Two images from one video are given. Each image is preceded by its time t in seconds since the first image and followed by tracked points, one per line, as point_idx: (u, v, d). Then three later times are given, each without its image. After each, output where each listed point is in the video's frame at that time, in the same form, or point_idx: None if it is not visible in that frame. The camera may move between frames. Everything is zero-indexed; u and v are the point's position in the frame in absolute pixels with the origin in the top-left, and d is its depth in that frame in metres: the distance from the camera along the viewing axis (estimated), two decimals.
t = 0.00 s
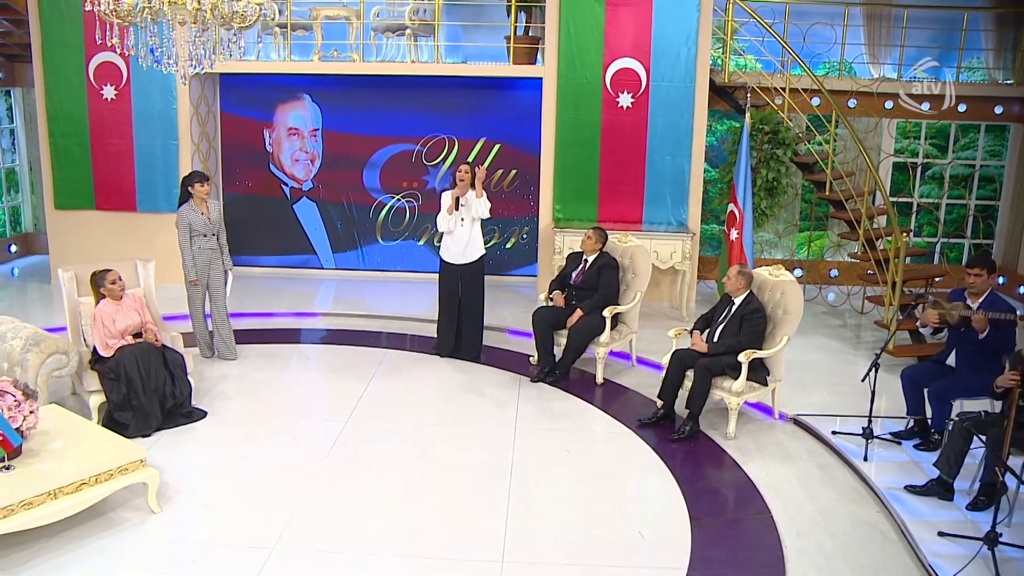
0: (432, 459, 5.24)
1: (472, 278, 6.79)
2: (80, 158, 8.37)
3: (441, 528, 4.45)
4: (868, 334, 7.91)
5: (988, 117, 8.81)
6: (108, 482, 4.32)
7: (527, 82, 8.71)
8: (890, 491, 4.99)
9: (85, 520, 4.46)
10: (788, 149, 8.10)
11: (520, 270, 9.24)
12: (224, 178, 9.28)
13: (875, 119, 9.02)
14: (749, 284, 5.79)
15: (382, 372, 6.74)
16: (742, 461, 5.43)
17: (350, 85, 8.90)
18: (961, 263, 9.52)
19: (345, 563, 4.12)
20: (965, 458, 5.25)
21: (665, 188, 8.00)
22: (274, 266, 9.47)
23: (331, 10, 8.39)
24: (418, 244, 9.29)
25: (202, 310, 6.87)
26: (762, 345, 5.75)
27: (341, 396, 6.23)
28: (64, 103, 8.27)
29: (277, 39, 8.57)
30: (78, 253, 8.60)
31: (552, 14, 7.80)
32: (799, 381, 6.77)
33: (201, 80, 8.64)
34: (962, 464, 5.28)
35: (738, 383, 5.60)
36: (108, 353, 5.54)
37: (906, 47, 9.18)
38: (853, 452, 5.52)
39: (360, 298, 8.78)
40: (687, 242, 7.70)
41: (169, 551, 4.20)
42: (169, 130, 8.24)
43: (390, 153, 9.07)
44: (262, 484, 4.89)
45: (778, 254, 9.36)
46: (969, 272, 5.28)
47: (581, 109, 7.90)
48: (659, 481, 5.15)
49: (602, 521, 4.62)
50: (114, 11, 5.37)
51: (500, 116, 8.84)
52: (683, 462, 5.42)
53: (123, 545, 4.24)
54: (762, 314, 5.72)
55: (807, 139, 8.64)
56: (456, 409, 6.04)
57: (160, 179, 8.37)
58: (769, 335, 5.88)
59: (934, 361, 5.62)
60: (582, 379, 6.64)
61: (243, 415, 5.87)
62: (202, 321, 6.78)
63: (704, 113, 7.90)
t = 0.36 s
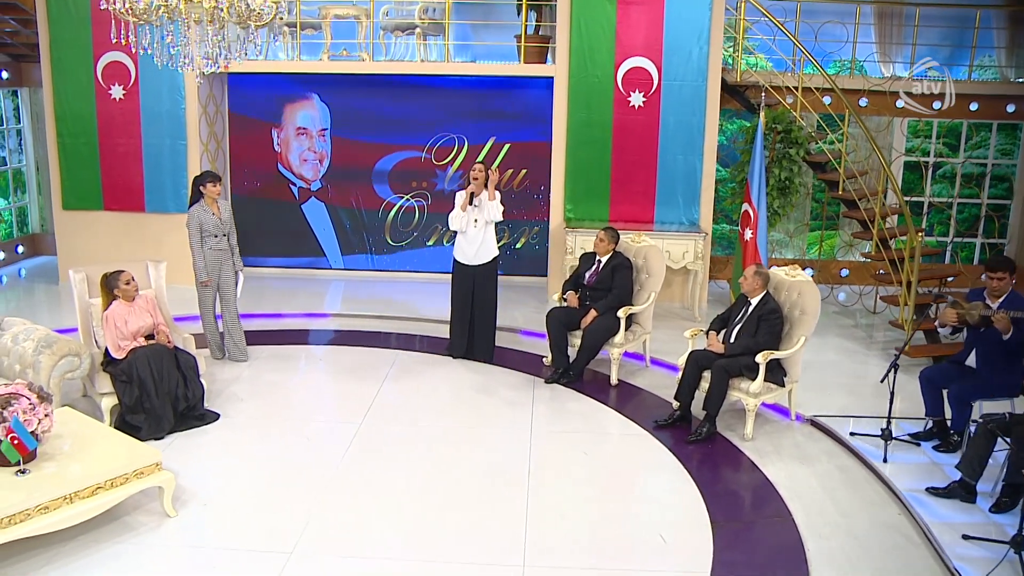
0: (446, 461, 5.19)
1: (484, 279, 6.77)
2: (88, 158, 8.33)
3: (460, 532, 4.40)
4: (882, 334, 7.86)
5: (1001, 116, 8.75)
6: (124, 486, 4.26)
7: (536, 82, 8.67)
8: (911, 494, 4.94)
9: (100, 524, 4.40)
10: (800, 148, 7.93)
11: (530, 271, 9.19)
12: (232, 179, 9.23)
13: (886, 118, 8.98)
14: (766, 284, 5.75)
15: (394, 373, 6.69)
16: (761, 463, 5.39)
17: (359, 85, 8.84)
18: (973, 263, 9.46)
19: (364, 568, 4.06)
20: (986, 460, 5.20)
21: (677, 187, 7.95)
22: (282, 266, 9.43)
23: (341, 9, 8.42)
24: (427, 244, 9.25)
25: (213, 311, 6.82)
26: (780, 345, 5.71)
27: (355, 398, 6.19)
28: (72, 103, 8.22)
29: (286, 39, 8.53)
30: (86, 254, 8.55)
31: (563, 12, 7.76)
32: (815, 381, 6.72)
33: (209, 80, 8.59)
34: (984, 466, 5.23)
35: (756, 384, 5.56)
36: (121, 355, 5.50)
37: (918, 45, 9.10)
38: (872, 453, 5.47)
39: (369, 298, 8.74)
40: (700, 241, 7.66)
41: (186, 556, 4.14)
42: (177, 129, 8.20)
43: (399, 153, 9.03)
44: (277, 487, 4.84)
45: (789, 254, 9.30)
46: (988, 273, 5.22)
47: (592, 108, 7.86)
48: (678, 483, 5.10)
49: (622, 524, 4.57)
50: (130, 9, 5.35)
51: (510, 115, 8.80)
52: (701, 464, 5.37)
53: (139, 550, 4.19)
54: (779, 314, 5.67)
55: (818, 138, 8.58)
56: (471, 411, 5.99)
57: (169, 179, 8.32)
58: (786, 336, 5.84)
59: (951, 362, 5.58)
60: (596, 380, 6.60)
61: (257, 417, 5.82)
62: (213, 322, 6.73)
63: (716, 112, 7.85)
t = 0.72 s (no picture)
0: (463, 465, 5.16)
1: (499, 280, 6.85)
2: (97, 159, 8.29)
3: (479, 538, 4.35)
4: (895, 335, 7.82)
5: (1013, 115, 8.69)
6: (141, 492, 4.21)
7: (546, 81, 8.61)
8: (933, 498, 4.90)
9: (116, 530, 4.35)
10: (813, 149, 7.81)
11: (540, 272, 9.16)
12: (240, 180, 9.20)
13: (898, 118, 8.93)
14: (782, 286, 5.72)
15: (407, 376, 6.65)
16: (780, 466, 5.34)
17: (367, 85, 8.79)
18: (984, 263, 9.40)
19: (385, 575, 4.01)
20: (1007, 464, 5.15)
21: (689, 188, 7.91)
22: (291, 267, 9.39)
23: (350, 9, 8.37)
24: (437, 245, 9.22)
25: (224, 313, 6.78)
26: (797, 347, 5.68)
27: (369, 401, 6.15)
28: (80, 104, 8.18)
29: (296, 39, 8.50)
30: (94, 255, 8.51)
31: (574, 11, 7.74)
32: (830, 383, 6.68)
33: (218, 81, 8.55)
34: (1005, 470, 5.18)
35: (773, 386, 5.53)
36: (133, 358, 5.44)
37: (930, 45, 9.04)
38: (891, 456, 5.42)
39: (379, 300, 8.70)
40: (712, 242, 7.64)
41: (204, 562, 4.09)
42: (186, 130, 8.16)
43: (408, 154, 8.99)
44: (294, 492, 4.80)
45: (800, 255, 9.25)
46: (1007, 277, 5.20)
47: (604, 108, 7.83)
48: (698, 488, 5.05)
49: (642, 528, 4.54)
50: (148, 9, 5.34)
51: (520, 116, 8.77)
52: (718, 467, 5.34)
53: (157, 556, 4.14)
54: (796, 316, 5.64)
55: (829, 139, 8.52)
56: (486, 415, 5.95)
57: (177, 180, 8.28)
58: (803, 338, 5.80)
59: (971, 364, 5.53)
60: (610, 382, 6.57)
61: (270, 420, 5.77)
62: (224, 324, 6.69)
63: (728, 112, 7.81)
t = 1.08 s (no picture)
0: (479, 470, 5.12)
1: (509, 282, 6.88)
2: (103, 162, 8.25)
3: (498, 545, 4.31)
4: (906, 337, 7.81)
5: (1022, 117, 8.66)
6: (156, 498, 4.17)
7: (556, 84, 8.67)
8: (952, 502, 4.86)
9: (131, 537, 4.31)
10: (824, 150, 7.81)
11: (548, 275, 9.15)
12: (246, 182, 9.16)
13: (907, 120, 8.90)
14: (797, 289, 5.69)
15: (419, 380, 6.62)
16: (797, 471, 5.31)
17: (376, 87, 8.79)
18: (993, 265, 9.37)
19: None
20: None
21: (698, 190, 7.89)
22: (298, 270, 9.35)
23: (358, 11, 8.20)
24: (445, 247, 9.21)
25: (234, 317, 6.74)
26: (811, 351, 5.65)
27: (381, 405, 6.12)
28: (87, 106, 8.14)
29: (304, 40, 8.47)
30: (101, 258, 8.48)
31: (584, 13, 7.71)
32: (843, 387, 6.65)
33: (225, 82, 8.51)
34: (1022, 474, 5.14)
35: (789, 390, 5.50)
36: (144, 363, 5.39)
37: (939, 46, 8.99)
38: (908, 460, 5.39)
39: (386, 303, 8.66)
40: (722, 245, 7.62)
41: (221, 570, 4.05)
42: (193, 132, 8.10)
43: (416, 156, 8.98)
44: (309, 498, 4.76)
45: (808, 257, 9.22)
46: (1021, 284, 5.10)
47: (613, 111, 7.81)
48: (715, 493, 5.01)
49: (661, 534, 4.50)
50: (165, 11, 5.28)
51: (529, 117, 8.76)
52: (734, 471, 5.31)
53: (173, 563, 4.10)
54: (811, 320, 5.62)
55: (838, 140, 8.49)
56: (499, 419, 5.91)
57: (184, 183, 8.23)
58: (817, 341, 5.77)
59: (987, 367, 5.46)
60: (622, 386, 6.54)
61: (282, 424, 5.73)
62: (233, 327, 6.65)
63: (738, 114, 7.79)
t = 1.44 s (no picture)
0: (497, 475, 5.09)
1: (520, 284, 6.85)
2: (110, 164, 8.22)
3: (517, 551, 4.28)
4: (917, 339, 7.78)
5: None
6: (173, 504, 4.14)
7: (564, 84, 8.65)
8: (971, 506, 4.84)
9: (147, 543, 4.28)
10: (835, 152, 7.79)
11: (557, 277, 9.13)
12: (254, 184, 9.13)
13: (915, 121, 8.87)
14: (812, 291, 5.66)
15: (431, 383, 6.59)
16: (814, 474, 5.28)
17: (385, 88, 8.79)
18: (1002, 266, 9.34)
19: None
20: None
21: (709, 192, 7.86)
22: (305, 272, 9.33)
23: (366, 12, 8.22)
24: (453, 249, 9.18)
25: (244, 320, 6.71)
26: (827, 353, 5.62)
27: (394, 409, 6.09)
28: (94, 107, 8.11)
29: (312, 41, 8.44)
30: (108, 261, 8.44)
31: (594, 14, 7.70)
32: (857, 389, 6.63)
33: (233, 83, 8.48)
34: None
35: (805, 393, 5.47)
36: (156, 367, 5.35)
37: (948, 47, 8.95)
38: (925, 463, 5.36)
39: (395, 305, 8.63)
40: (733, 247, 7.59)
41: None
42: (201, 134, 8.07)
43: (424, 157, 8.96)
44: (325, 503, 4.72)
45: (817, 258, 9.18)
46: None
47: (623, 112, 7.79)
48: (733, 497, 4.98)
49: (682, 540, 4.47)
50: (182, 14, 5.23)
51: (538, 118, 8.75)
52: (751, 475, 5.28)
53: (190, 570, 4.06)
54: (826, 322, 5.59)
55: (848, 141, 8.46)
56: (513, 423, 5.89)
57: (192, 185, 8.20)
58: (833, 344, 5.74)
59: (1004, 370, 5.44)
60: (635, 389, 6.52)
61: (296, 429, 5.70)
62: (244, 331, 6.61)
63: (748, 115, 7.76)
